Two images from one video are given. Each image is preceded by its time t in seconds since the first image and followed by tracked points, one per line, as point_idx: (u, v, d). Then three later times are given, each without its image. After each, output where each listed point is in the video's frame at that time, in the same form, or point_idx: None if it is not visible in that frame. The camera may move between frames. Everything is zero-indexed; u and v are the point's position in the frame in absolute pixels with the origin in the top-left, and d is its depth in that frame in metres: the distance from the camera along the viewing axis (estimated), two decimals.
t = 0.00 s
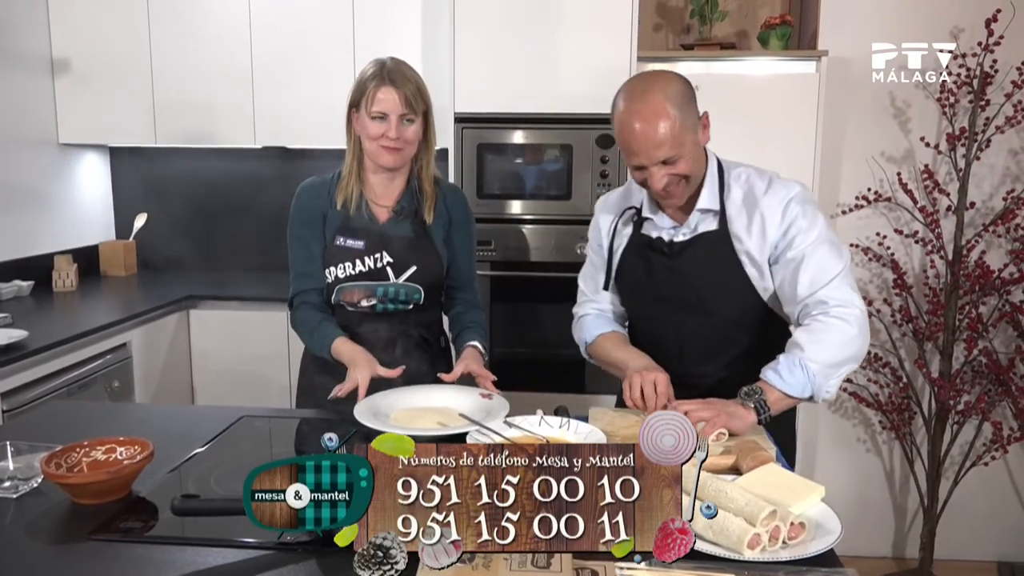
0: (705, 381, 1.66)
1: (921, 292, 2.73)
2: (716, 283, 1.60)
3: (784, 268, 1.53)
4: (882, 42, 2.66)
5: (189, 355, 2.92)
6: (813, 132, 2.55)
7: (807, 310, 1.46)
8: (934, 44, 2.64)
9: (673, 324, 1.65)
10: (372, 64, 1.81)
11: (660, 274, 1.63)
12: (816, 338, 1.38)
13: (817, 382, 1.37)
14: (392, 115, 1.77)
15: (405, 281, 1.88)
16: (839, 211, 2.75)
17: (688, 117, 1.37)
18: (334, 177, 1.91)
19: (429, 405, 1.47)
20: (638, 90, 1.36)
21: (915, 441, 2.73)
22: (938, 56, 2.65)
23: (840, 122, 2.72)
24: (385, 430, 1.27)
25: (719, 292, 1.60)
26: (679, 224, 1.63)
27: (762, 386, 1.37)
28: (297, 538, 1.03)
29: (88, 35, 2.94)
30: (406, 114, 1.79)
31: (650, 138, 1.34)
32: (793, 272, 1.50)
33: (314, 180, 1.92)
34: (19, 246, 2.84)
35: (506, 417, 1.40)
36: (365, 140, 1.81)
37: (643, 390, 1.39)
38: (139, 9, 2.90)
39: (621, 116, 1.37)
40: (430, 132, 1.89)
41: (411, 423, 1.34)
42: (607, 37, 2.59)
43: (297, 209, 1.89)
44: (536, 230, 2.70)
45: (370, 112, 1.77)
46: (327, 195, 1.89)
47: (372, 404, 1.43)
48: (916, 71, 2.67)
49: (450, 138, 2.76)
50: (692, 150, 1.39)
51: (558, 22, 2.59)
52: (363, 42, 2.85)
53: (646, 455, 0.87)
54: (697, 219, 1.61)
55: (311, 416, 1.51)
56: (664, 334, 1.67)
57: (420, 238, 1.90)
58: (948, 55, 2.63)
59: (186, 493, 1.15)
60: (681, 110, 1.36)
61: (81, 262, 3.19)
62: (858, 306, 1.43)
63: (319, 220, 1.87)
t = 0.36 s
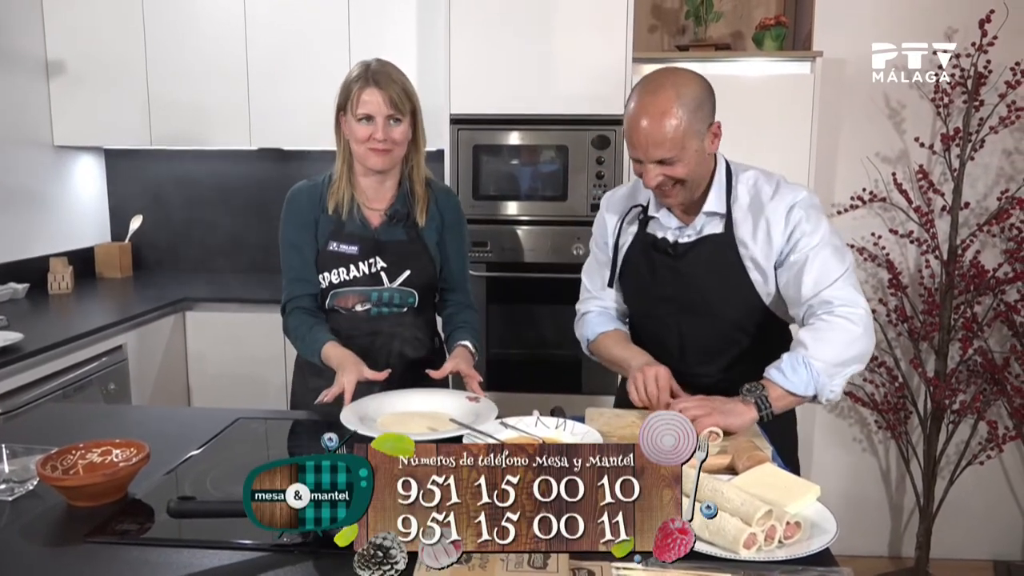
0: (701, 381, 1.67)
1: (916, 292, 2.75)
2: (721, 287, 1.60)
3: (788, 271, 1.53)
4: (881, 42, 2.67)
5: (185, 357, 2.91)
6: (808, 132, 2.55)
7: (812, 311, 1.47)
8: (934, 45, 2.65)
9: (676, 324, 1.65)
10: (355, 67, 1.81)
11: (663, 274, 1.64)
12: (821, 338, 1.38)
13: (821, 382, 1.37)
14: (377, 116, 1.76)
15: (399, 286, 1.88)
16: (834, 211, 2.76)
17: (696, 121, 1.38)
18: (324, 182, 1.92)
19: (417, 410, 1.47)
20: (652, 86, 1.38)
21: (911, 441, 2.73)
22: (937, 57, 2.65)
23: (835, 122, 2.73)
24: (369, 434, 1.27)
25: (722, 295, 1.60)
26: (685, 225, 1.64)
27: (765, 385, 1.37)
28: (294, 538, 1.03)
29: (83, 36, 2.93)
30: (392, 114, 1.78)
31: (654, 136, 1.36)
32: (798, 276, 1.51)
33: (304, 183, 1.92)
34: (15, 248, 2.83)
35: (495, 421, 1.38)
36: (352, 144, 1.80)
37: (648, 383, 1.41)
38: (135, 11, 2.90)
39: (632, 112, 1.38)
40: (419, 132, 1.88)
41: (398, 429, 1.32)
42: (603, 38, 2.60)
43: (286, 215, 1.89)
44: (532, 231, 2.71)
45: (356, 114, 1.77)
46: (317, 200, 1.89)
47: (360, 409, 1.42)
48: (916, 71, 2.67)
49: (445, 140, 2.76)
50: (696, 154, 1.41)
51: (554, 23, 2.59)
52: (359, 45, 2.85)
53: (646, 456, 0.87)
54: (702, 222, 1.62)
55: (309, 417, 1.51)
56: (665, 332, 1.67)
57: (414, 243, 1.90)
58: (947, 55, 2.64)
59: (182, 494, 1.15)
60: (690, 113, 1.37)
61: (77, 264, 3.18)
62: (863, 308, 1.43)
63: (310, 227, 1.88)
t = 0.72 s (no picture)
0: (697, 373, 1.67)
1: (913, 289, 2.75)
2: (699, 270, 1.63)
3: (768, 258, 1.61)
4: (881, 42, 2.67)
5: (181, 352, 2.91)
6: (807, 129, 2.55)
7: (793, 298, 1.54)
8: (934, 44, 2.65)
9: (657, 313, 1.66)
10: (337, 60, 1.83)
11: (643, 261, 1.65)
12: (811, 320, 1.45)
13: (809, 362, 1.43)
14: (359, 103, 1.77)
15: (388, 282, 1.87)
16: (831, 208, 2.76)
17: (684, 108, 1.39)
18: (310, 178, 1.91)
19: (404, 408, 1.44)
20: (643, 71, 1.39)
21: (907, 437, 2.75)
22: (937, 56, 2.65)
23: (832, 118, 2.73)
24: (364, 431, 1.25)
25: (704, 277, 1.63)
26: (663, 214, 1.66)
27: (761, 361, 1.40)
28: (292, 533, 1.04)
29: (79, 29, 2.92)
30: (374, 102, 1.79)
31: (643, 120, 1.36)
32: (779, 263, 1.58)
33: (290, 178, 1.92)
34: (11, 242, 2.82)
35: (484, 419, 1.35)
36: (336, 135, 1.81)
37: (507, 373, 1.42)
38: (132, 5, 2.89)
39: (621, 97, 1.38)
40: (405, 125, 1.89)
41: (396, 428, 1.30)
42: (600, 34, 2.59)
43: (272, 212, 1.89)
44: (528, 226, 2.71)
45: (338, 104, 1.78)
46: (303, 195, 1.89)
47: (346, 408, 1.39)
48: (915, 71, 2.67)
49: (443, 135, 2.76)
50: (680, 142, 1.42)
51: (552, 19, 2.59)
52: (359, 41, 2.84)
53: (646, 455, 0.87)
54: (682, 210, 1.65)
55: (306, 411, 1.51)
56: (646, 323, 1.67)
57: (402, 236, 1.90)
58: (947, 55, 2.64)
59: (180, 488, 1.14)
60: (679, 100, 1.38)
61: (73, 258, 3.17)
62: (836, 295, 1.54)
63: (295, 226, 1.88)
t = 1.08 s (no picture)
0: (691, 368, 1.68)
1: (916, 287, 2.75)
2: (674, 263, 1.67)
3: (738, 251, 1.68)
4: (881, 42, 2.66)
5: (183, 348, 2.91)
6: (810, 128, 2.55)
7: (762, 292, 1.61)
8: (934, 44, 2.64)
9: (637, 308, 1.67)
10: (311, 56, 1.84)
11: (622, 256, 1.67)
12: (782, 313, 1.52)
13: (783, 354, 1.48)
14: (336, 96, 1.80)
15: (358, 280, 1.88)
16: (834, 206, 2.77)
17: (660, 102, 1.40)
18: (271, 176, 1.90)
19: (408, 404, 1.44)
20: (620, 65, 1.39)
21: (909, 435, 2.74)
22: (937, 56, 2.65)
23: (834, 116, 2.73)
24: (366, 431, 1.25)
25: (677, 267, 1.66)
26: (638, 209, 1.70)
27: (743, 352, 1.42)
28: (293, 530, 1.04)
29: (81, 26, 2.92)
30: (350, 98, 1.81)
31: (623, 113, 1.36)
32: (748, 257, 1.66)
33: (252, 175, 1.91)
34: (14, 238, 2.82)
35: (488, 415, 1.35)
36: (307, 128, 1.81)
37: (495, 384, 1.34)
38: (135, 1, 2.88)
39: (598, 91, 1.38)
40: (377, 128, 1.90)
41: (392, 423, 1.31)
42: (601, 33, 2.59)
43: (230, 212, 1.89)
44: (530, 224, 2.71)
45: (313, 96, 1.79)
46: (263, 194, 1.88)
47: (347, 404, 1.38)
48: (915, 71, 2.67)
49: (445, 132, 2.76)
50: (656, 137, 1.42)
51: (554, 17, 2.59)
52: (361, 39, 2.84)
53: (646, 455, 0.87)
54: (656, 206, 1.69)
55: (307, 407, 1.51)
56: (624, 318, 1.67)
57: (371, 237, 1.89)
58: (947, 54, 2.63)
59: (183, 484, 1.14)
60: (656, 94, 1.39)
61: (75, 254, 3.17)
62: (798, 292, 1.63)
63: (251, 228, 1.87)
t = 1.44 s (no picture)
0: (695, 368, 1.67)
1: (919, 286, 2.74)
2: (664, 262, 1.66)
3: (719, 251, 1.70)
4: (881, 42, 2.66)
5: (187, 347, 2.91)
6: (814, 126, 2.55)
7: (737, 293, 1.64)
8: (935, 44, 2.64)
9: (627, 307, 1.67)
10: (280, 48, 1.81)
11: (612, 256, 1.67)
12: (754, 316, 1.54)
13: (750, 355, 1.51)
14: (309, 94, 1.77)
15: (335, 283, 1.87)
16: (837, 206, 2.77)
17: (646, 103, 1.40)
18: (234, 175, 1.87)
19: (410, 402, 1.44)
20: (605, 67, 1.39)
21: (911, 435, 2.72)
22: (938, 56, 2.64)
23: (838, 115, 2.73)
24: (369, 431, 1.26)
25: (667, 267, 1.66)
26: (625, 208, 1.69)
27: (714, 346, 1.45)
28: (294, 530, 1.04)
29: (85, 24, 2.92)
30: (324, 96, 1.79)
31: (610, 116, 1.36)
32: (727, 258, 1.68)
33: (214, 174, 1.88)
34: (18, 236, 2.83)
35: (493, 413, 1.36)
36: (278, 126, 1.79)
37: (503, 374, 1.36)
38: None
39: (584, 92, 1.39)
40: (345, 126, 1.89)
41: (393, 422, 1.32)
42: (604, 33, 2.59)
43: (189, 212, 1.86)
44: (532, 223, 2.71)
45: (285, 92, 1.77)
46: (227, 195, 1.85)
47: (351, 403, 1.39)
48: (916, 71, 2.66)
49: (449, 132, 2.76)
50: (644, 137, 1.43)
51: (557, 17, 2.58)
52: (364, 38, 2.84)
53: (646, 455, 0.87)
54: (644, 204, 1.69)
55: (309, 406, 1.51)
56: (614, 318, 1.67)
57: (348, 237, 1.88)
58: (948, 55, 2.63)
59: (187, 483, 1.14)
60: (642, 95, 1.39)
61: (79, 253, 3.17)
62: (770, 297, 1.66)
63: (213, 233, 1.86)
